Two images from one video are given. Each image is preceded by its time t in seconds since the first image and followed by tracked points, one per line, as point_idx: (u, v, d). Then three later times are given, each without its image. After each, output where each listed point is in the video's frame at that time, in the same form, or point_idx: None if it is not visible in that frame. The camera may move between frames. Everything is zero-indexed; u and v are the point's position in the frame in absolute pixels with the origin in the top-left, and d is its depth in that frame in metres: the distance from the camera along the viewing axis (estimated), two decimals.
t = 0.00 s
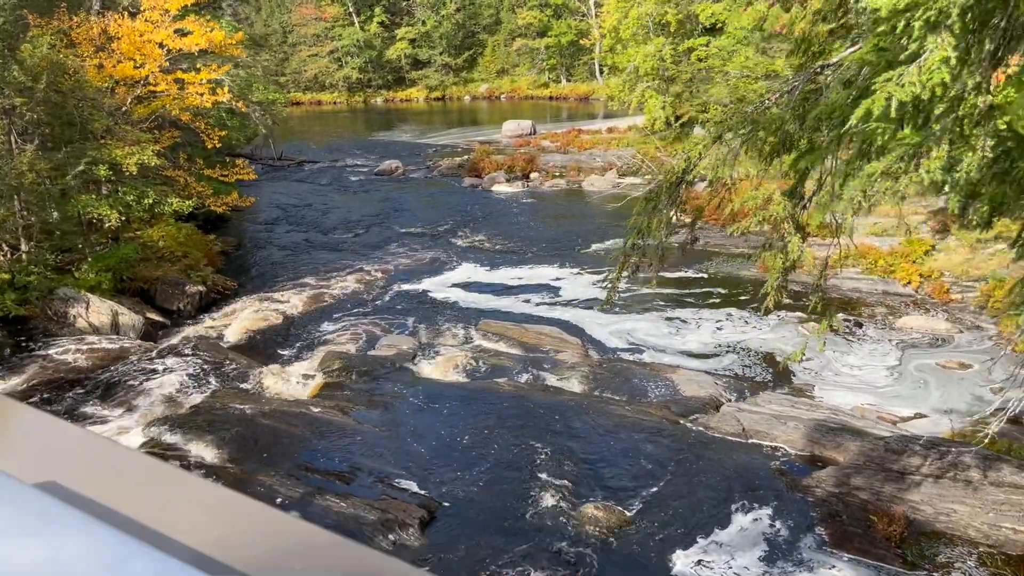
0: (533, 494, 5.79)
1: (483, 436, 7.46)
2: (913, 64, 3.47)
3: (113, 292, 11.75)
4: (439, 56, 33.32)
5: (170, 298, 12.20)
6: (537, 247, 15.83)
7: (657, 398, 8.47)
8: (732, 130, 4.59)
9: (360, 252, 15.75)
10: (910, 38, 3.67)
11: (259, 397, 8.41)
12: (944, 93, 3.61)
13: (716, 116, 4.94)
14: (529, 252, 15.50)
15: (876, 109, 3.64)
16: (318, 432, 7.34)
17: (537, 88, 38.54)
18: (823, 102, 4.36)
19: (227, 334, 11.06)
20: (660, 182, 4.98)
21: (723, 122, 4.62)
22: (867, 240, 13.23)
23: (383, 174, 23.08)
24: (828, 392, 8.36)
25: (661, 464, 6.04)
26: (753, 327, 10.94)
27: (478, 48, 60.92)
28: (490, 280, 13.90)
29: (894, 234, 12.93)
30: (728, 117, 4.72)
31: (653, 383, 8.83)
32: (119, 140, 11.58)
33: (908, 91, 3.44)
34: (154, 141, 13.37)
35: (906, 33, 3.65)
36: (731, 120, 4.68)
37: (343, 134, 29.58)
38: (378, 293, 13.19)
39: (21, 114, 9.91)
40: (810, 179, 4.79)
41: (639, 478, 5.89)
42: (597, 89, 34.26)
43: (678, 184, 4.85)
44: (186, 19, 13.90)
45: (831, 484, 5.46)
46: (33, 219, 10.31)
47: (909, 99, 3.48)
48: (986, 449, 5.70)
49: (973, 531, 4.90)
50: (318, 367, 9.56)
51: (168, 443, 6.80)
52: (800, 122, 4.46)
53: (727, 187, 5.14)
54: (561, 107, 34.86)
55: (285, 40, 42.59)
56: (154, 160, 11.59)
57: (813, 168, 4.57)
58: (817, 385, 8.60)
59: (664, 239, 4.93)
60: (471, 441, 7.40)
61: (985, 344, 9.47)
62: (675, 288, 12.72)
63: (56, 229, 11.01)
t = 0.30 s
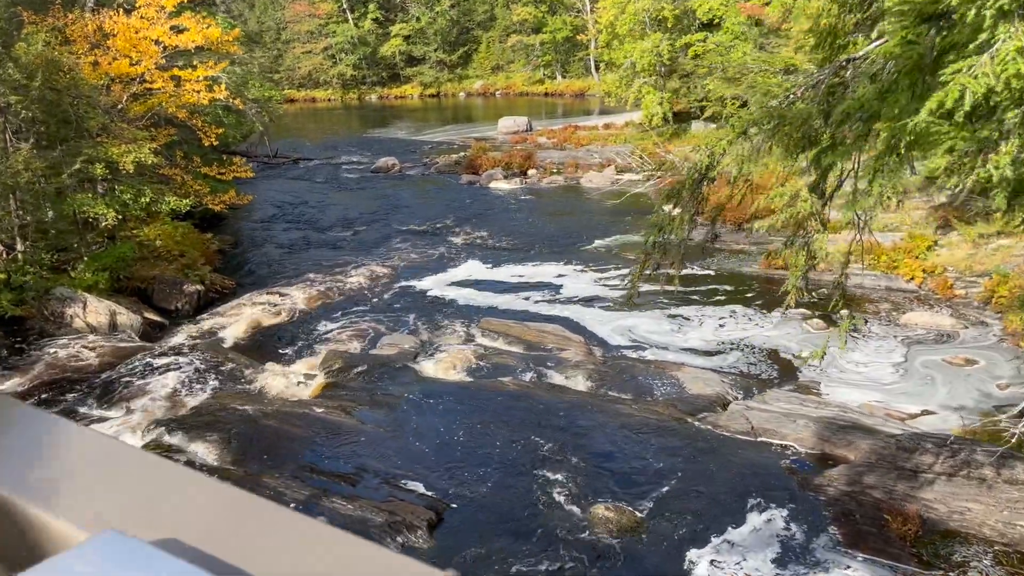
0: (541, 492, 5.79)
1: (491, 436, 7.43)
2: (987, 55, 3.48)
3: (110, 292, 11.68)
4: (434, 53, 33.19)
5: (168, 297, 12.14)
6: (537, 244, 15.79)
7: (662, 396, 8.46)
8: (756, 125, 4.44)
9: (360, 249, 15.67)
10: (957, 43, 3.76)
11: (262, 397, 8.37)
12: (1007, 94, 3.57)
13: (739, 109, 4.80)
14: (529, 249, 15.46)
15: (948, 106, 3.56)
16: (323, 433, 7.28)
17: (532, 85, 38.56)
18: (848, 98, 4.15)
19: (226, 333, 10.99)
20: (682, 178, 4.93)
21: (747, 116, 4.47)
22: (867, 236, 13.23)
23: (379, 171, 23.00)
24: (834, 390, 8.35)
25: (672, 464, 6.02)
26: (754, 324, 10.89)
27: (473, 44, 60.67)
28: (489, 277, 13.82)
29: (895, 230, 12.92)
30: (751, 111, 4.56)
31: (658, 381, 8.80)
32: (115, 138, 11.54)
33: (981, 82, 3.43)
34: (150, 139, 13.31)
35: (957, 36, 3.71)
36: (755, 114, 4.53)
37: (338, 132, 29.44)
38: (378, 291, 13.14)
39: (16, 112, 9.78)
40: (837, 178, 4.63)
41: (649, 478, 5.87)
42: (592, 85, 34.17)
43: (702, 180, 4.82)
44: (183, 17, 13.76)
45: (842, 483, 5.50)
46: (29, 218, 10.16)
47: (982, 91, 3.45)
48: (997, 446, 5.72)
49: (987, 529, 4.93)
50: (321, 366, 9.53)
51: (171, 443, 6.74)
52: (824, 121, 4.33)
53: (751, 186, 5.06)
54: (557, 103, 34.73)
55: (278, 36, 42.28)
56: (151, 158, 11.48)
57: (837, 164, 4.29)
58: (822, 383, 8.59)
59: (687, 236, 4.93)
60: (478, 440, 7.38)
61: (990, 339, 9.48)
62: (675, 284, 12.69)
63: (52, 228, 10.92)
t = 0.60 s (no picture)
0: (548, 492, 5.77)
1: (495, 436, 7.40)
2: None
3: (102, 292, 11.58)
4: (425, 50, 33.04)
5: (160, 297, 12.04)
6: (532, 242, 15.75)
7: (664, 394, 8.45)
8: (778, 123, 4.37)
9: (355, 247, 15.57)
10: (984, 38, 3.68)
11: (260, 398, 8.31)
12: None
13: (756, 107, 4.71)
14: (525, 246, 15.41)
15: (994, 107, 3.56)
16: (324, 434, 7.20)
17: (523, 80, 38.47)
18: (869, 95, 4.08)
19: (219, 332, 10.89)
20: (699, 178, 4.84)
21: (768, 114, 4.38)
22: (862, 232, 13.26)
23: (371, 168, 22.88)
24: (836, 387, 8.36)
25: (677, 462, 6.01)
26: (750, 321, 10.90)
27: (463, 40, 60.43)
28: (485, 275, 13.75)
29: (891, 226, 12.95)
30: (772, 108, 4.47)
31: (659, 379, 8.79)
32: (105, 136, 11.41)
33: None
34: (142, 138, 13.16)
35: (985, 30, 3.66)
36: (775, 112, 4.43)
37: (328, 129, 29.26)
38: (374, 289, 13.06)
39: (5, 111, 9.61)
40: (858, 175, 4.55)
41: (655, 477, 5.86)
42: (583, 81, 34.12)
43: (721, 181, 4.71)
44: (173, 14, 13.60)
45: (848, 481, 5.54)
46: (18, 218, 9.93)
47: None
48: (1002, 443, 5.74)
49: (995, 527, 4.94)
50: (319, 366, 9.48)
51: (169, 446, 6.65)
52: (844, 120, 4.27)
53: (767, 184, 4.99)
54: (548, 99, 34.61)
55: (266, 33, 41.94)
56: (143, 156, 11.33)
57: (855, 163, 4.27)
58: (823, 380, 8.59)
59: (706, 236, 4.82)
60: (480, 440, 7.34)
61: (988, 335, 9.52)
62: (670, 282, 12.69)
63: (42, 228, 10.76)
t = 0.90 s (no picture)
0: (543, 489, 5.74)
1: (488, 434, 7.35)
2: None
3: (84, 292, 11.37)
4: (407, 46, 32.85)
5: (143, 297, 11.83)
6: (519, 239, 15.70)
7: (655, 390, 8.45)
8: (783, 118, 4.37)
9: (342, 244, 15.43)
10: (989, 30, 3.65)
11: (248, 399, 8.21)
12: None
13: (759, 102, 4.71)
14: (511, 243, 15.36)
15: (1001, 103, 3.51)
16: (316, 434, 7.11)
17: (504, 76, 38.36)
18: (875, 89, 4.04)
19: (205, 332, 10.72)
20: (704, 174, 4.85)
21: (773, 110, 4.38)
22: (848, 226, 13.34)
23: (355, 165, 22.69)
24: (826, 381, 8.40)
25: (673, 458, 6.02)
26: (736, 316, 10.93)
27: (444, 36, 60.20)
28: (473, 273, 13.66)
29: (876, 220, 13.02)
30: (776, 103, 4.49)
31: (649, 375, 8.79)
32: (86, 134, 11.20)
33: None
34: (124, 136, 12.93)
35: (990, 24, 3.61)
36: (780, 108, 4.43)
37: (310, 125, 28.99)
38: (361, 287, 12.94)
39: None
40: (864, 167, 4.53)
41: (651, 473, 5.85)
42: (566, 77, 34.08)
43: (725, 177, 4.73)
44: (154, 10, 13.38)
45: (843, 477, 5.57)
46: None
47: None
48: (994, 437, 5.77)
49: (990, 521, 4.97)
50: (307, 366, 9.39)
51: (157, 448, 6.50)
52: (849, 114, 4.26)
53: (770, 180, 4.98)
54: (530, 95, 34.53)
55: (245, 29, 41.46)
56: (125, 154, 11.12)
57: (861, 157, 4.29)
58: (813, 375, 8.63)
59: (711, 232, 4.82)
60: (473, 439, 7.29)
61: (974, 328, 9.61)
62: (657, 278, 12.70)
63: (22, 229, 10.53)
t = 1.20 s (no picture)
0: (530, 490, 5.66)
1: (470, 434, 7.25)
2: None
3: (55, 293, 11.02)
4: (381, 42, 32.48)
5: (116, 297, 11.49)
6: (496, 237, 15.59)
7: (635, 387, 8.42)
8: (774, 114, 4.35)
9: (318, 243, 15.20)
10: (981, 25, 3.61)
11: (222, 401, 8.00)
12: None
13: (748, 98, 4.70)
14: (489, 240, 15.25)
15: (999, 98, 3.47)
16: (293, 436, 6.94)
17: (478, 73, 38.13)
18: (866, 85, 3.96)
19: (178, 334, 10.46)
20: (693, 171, 4.82)
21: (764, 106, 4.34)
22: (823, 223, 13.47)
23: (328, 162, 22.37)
24: (806, 377, 8.44)
25: (659, 455, 6.00)
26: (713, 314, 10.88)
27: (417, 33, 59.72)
28: (450, 271, 13.52)
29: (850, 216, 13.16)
30: (767, 99, 4.47)
31: (629, 372, 8.76)
32: (55, 131, 10.83)
33: None
34: (93, 134, 12.57)
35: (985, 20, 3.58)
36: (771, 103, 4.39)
37: (283, 122, 28.50)
38: (338, 286, 12.73)
39: None
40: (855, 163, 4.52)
41: (637, 471, 5.81)
42: (540, 74, 34.00)
43: (714, 174, 4.71)
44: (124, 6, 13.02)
45: (826, 472, 5.59)
46: None
47: None
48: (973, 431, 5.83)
49: (973, 515, 5.02)
50: (282, 367, 9.20)
51: (132, 452, 6.26)
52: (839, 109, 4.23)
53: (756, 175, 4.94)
54: (505, 92, 34.37)
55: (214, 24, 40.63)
56: (95, 153, 10.79)
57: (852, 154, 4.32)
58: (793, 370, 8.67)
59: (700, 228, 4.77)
60: (455, 439, 7.19)
61: (949, 322, 9.75)
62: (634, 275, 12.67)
63: None
